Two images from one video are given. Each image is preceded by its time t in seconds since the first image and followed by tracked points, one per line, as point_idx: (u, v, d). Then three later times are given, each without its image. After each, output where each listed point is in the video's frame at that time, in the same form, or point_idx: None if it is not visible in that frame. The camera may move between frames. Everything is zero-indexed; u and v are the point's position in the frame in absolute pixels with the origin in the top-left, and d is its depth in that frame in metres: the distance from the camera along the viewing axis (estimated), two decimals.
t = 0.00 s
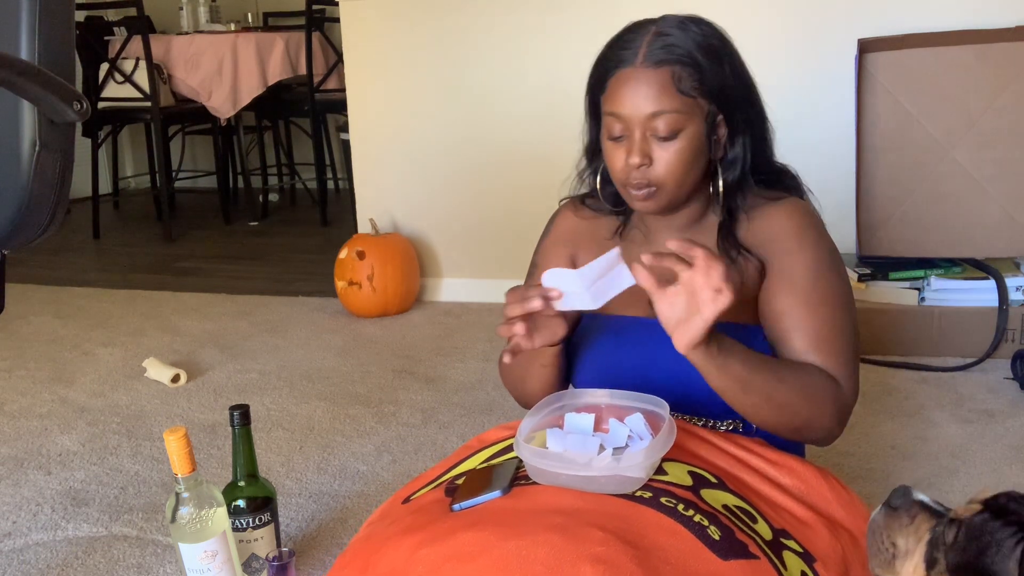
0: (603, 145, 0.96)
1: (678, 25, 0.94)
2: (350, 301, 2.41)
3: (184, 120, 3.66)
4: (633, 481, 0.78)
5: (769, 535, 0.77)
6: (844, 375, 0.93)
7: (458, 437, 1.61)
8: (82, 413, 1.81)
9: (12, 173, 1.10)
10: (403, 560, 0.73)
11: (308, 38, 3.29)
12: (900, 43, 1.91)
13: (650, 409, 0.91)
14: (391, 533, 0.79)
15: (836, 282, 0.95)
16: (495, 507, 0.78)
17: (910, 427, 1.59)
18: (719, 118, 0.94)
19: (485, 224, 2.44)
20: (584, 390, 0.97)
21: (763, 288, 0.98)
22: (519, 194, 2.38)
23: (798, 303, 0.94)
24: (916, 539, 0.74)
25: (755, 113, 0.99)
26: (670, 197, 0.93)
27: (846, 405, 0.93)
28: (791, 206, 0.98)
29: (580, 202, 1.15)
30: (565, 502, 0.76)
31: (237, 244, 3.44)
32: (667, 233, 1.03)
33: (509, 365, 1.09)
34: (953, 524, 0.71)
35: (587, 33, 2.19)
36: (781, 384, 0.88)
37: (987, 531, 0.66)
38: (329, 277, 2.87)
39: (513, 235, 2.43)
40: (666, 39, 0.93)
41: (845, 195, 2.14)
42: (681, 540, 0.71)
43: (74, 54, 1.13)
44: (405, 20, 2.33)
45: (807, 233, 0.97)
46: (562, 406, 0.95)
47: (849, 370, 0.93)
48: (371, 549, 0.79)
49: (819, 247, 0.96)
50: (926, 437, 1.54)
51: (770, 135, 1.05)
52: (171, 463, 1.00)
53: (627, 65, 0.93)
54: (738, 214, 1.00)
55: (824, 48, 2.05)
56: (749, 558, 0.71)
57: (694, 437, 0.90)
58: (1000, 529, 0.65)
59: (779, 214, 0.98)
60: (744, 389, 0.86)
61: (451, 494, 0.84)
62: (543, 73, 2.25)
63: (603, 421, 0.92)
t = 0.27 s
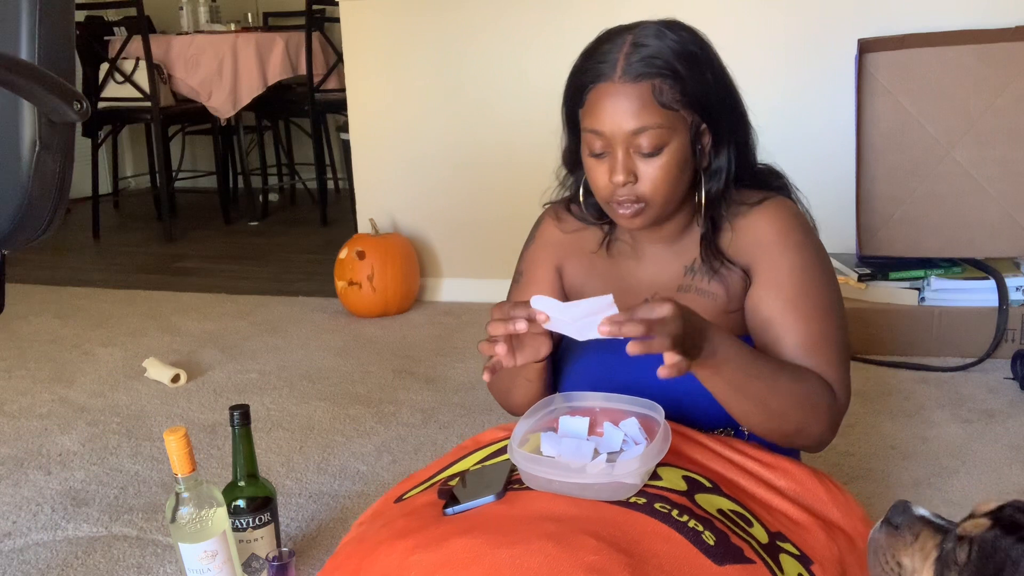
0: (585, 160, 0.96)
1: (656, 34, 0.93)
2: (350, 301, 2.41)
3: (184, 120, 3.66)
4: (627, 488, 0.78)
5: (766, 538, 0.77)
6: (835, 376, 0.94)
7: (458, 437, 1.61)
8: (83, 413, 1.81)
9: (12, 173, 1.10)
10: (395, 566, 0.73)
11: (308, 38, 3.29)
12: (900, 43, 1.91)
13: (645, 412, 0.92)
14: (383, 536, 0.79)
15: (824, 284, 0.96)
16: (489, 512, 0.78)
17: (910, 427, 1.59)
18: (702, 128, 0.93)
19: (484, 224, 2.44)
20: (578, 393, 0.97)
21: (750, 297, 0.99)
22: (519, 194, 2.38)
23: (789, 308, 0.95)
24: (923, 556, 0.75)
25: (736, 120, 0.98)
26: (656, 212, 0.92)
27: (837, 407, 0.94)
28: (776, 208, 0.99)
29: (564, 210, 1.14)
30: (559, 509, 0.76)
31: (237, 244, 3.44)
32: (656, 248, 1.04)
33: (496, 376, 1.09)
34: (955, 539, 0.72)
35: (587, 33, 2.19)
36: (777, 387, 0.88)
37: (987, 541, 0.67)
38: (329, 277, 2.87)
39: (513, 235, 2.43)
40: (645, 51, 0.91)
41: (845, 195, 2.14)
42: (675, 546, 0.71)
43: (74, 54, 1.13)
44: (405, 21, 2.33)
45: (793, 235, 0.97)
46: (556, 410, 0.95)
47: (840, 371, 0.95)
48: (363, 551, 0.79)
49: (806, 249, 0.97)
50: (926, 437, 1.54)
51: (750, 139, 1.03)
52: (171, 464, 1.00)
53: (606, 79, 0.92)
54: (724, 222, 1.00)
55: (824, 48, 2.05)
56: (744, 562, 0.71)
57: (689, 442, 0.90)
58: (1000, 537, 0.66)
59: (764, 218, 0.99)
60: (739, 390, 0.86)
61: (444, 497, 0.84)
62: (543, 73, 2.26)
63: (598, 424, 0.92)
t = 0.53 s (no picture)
0: (576, 167, 0.96)
1: (647, 39, 0.92)
2: (350, 301, 2.41)
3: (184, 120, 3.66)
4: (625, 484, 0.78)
5: (763, 540, 0.77)
6: (827, 387, 0.94)
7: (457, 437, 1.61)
8: (82, 413, 1.81)
9: (12, 173, 1.10)
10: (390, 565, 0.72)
11: (308, 38, 3.29)
12: (900, 43, 1.91)
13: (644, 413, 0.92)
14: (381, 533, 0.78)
15: (815, 291, 0.95)
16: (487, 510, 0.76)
17: (910, 427, 1.59)
18: (694, 137, 0.92)
19: (484, 224, 2.44)
20: (576, 394, 0.98)
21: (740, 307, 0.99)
22: (519, 195, 2.38)
23: (779, 319, 0.94)
24: None
25: (729, 128, 0.97)
26: (647, 222, 0.93)
27: (830, 416, 0.94)
28: (765, 215, 0.98)
29: (557, 216, 1.15)
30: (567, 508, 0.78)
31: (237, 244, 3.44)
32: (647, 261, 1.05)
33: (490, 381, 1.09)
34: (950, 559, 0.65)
35: (587, 33, 2.19)
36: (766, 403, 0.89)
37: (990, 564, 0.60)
38: (328, 277, 2.87)
39: (513, 235, 2.43)
40: (636, 57, 0.91)
41: (844, 195, 2.14)
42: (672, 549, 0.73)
43: (74, 54, 1.13)
44: (405, 20, 2.33)
45: (783, 244, 0.96)
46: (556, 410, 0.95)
47: (832, 380, 0.94)
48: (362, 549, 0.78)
49: (796, 257, 0.96)
50: (926, 437, 1.54)
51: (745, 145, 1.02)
52: (171, 464, 1.00)
53: (597, 86, 0.91)
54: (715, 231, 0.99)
55: (824, 48, 2.05)
56: (740, 563, 0.72)
57: (689, 442, 0.91)
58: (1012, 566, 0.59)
59: (753, 226, 0.97)
60: (727, 413, 0.89)
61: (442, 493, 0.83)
62: (543, 73, 2.26)
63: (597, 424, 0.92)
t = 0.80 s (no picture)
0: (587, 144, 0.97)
1: (667, 24, 0.94)
2: (350, 301, 2.41)
3: (184, 120, 3.66)
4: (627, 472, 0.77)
5: (764, 539, 0.77)
6: (827, 375, 0.94)
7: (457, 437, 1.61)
8: (82, 414, 1.81)
9: (12, 173, 1.10)
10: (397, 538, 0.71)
11: (308, 38, 3.29)
12: (900, 43, 1.91)
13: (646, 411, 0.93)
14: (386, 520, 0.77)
15: (817, 280, 0.96)
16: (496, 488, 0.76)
17: (910, 427, 1.59)
18: (706, 122, 0.94)
19: (484, 224, 2.44)
20: (578, 393, 0.99)
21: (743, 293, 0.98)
22: (519, 195, 2.38)
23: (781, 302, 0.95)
24: None
25: (742, 120, 0.98)
26: (652, 201, 0.93)
27: (829, 406, 0.94)
28: (771, 202, 0.98)
29: (563, 205, 1.16)
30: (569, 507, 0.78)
31: (237, 244, 3.44)
32: (651, 246, 1.04)
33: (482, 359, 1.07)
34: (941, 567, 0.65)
35: (587, 33, 2.19)
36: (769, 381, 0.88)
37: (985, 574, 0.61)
38: (329, 277, 2.87)
39: (512, 235, 2.43)
40: (654, 38, 0.93)
41: (844, 195, 2.14)
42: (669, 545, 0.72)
43: (74, 54, 1.13)
44: (405, 20, 2.33)
45: (786, 231, 0.97)
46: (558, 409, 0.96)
47: (832, 370, 0.95)
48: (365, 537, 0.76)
49: (801, 245, 0.96)
50: (926, 437, 1.54)
51: (756, 143, 1.03)
52: (171, 464, 1.00)
53: (613, 64, 0.93)
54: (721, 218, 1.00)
55: (824, 48, 2.05)
56: (742, 561, 0.71)
57: (690, 441, 0.91)
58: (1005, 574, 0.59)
59: (759, 212, 0.98)
60: (730, 390, 0.87)
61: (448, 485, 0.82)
62: (543, 72, 2.25)
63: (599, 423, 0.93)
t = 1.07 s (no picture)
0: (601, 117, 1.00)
1: (690, 11, 0.99)
2: (350, 301, 2.41)
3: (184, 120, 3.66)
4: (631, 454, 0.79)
5: (766, 538, 0.77)
6: (822, 354, 0.94)
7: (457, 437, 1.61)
8: (83, 413, 1.81)
9: (12, 174, 1.10)
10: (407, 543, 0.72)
11: (308, 38, 3.29)
12: (900, 43, 1.91)
13: (647, 410, 0.93)
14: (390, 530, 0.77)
15: (817, 259, 0.96)
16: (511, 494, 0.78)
17: (910, 427, 1.59)
18: (718, 106, 0.97)
19: (484, 224, 2.45)
20: (581, 391, 0.99)
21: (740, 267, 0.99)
22: (519, 194, 2.38)
23: (780, 275, 0.94)
24: None
25: (756, 109, 1.01)
26: (659, 172, 0.95)
27: (822, 386, 0.94)
28: (776, 186, 0.99)
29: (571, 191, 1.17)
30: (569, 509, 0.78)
31: (237, 244, 3.44)
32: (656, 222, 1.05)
33: (488, 333, 1.07)
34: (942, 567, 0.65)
35: (587, 33, 2.19)
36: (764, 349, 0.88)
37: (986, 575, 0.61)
38: (328, 277, 2.87)
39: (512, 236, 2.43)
40: (677, 20, 0.97)
41: (844, 194, 2.14)
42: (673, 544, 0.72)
43: (74, 54, 1.14)
44: (406, 19, 2.33)
45: (790, 210, 0.97)
46: (561, 406, 0.97)
47: (828, 351, 0.95)
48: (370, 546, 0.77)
49: (804, 226, 0.96)
50: (926, 437, 1.54)
51: (767, 138, 1.06)
52: (171, 464, 1.00)
53: (635, 40, 0.97)
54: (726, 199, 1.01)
55: (825, 48, 2.05)
56: (744, 561, 0.71)
57: (691, 439, 0.92)
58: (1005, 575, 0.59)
59: (764, 193, 0.99)
60: (722, 341, 0.87)
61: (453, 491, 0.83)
62: (543, 72, 2.25)
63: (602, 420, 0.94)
